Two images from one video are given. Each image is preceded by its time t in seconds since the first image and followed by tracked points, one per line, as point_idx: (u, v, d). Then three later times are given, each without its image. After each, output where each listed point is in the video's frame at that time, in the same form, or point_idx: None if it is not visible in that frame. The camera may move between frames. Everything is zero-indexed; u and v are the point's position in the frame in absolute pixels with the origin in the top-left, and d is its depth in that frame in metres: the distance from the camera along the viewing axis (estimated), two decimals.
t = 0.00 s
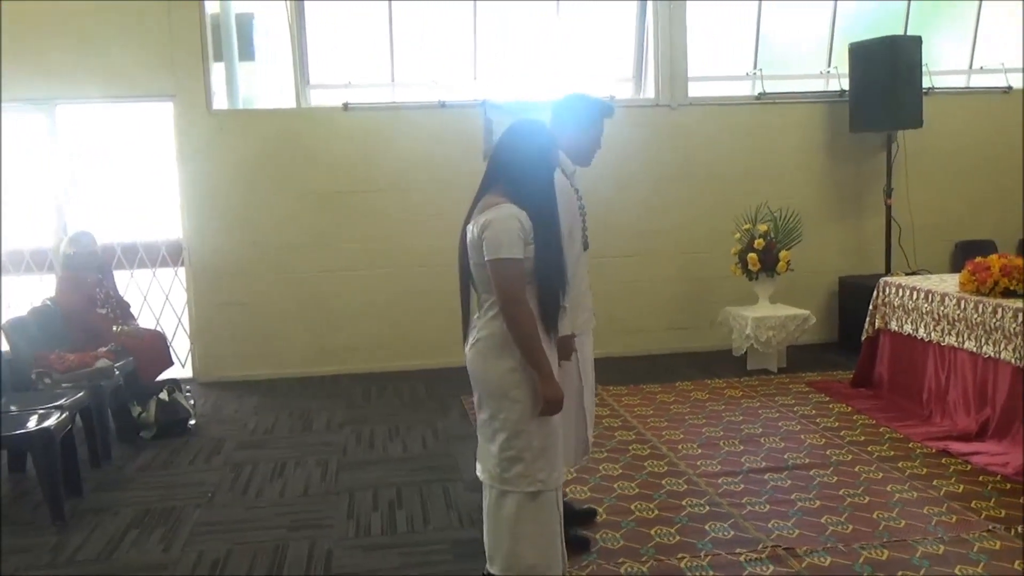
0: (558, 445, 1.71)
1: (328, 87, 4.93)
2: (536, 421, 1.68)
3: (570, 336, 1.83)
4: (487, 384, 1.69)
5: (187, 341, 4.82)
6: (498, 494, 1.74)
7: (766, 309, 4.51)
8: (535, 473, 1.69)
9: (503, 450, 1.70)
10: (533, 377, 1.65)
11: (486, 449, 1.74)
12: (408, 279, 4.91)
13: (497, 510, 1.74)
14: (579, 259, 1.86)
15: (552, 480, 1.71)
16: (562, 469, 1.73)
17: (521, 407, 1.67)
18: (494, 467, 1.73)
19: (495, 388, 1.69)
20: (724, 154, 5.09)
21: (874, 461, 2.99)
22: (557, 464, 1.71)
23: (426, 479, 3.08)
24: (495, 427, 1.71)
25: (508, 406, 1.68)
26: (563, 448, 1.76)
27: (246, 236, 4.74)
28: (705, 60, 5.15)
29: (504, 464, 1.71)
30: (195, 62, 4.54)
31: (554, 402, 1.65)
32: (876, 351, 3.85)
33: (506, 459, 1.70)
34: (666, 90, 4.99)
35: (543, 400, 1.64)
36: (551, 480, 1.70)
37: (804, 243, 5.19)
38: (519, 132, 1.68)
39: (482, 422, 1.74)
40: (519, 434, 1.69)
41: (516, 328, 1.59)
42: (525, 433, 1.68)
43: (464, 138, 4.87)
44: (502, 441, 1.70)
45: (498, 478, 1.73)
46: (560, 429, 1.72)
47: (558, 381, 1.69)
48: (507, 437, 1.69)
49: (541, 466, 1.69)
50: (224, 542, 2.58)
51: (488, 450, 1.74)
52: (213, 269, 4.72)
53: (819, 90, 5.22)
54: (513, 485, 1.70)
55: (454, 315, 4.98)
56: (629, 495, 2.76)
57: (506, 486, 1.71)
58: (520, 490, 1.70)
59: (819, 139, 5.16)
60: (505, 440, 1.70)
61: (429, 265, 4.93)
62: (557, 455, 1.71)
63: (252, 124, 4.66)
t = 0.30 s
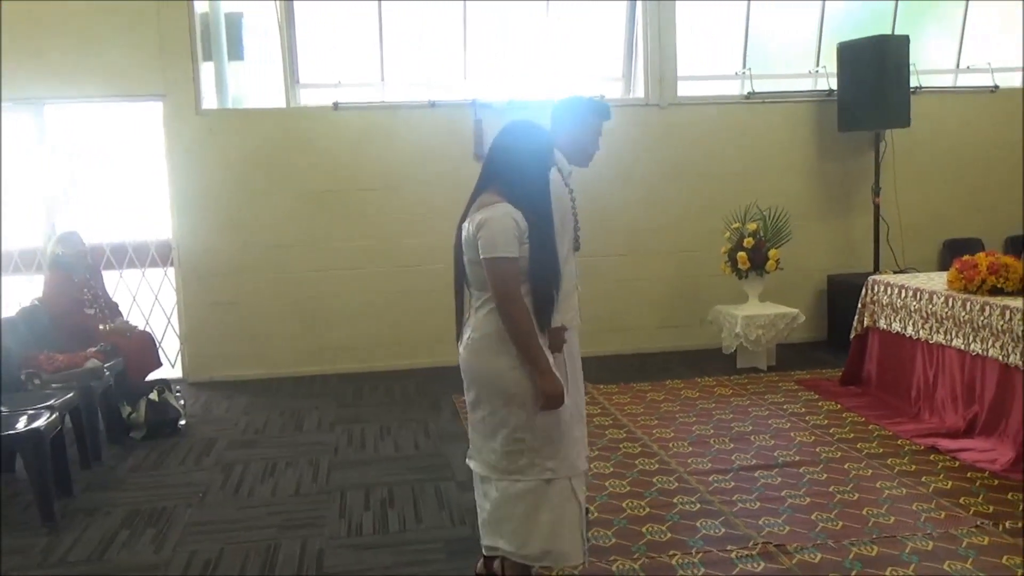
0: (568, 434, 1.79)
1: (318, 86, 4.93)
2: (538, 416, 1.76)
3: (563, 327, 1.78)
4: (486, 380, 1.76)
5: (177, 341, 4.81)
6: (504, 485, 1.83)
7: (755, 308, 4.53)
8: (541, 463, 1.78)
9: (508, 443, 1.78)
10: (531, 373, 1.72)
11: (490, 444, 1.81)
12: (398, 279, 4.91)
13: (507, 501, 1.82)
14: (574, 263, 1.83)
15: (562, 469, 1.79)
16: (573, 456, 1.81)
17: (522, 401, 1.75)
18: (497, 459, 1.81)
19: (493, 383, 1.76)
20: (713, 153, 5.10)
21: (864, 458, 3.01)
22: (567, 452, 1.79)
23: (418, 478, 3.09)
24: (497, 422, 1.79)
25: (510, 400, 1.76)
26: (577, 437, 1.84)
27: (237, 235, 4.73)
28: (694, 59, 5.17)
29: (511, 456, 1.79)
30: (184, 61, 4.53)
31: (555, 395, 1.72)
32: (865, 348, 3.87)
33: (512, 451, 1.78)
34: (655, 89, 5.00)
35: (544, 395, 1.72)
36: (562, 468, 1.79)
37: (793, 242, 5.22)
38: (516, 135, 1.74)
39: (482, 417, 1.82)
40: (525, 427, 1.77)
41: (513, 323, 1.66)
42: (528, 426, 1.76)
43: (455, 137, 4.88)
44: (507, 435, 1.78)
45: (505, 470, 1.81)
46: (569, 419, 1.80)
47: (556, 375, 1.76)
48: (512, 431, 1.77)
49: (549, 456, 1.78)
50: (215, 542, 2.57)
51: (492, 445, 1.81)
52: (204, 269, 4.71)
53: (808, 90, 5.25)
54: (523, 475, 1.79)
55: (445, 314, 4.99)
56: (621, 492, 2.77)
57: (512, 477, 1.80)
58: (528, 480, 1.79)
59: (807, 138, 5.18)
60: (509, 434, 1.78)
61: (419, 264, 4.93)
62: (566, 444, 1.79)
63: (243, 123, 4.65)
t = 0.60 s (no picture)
0: (571, 432, 1.83)
1: (304, 85, 4.92)
2: (546, 412, 1.79)
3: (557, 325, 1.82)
4: (492, 378, 1.78)
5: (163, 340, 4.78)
6: (515, 485, 1.83)
7: (742, 306, 4.55)
8: (552, 459, 1.81)
9: (517, 442, 1.80)
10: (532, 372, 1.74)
11: (498, 444, 1.83)
12: (386, 278, 4.91)
13: (516, 500, 1.84)
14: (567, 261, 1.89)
15: (569, 466, 1.82)
16: (579, 454, 1.85)
17: (527, 400, 1.78)
18: (506, 459, 1.83)
19: (499, 381, 1.78)
20: (700, 152, 5.12)
21: (850, 454, 3.02)
22: (572, 448, 1.83)
23: (407, 476, 3.09)
24: (503, 421, 1.81)
25: (515, 399, 1.78)
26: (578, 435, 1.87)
27: (224, 233, 4.71)
28: (681, 57, 5.18)
29: (519, 455, 1.81)
30: (169, 59, 4.51)
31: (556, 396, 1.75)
32: (852, 346, 3.89)
33: (521, 450, 1.80)
34: (643, 88, 5.00)
35: (541, 395, 1.74)
36: (569, 466, 1.82)
37: (780, 239, 5.24)
38: (516, 134, 1.75)
39: (488, 418, 1.83)
40: (531, 425, 1.79)
41: (517, 322, 1.68)
42: (534, 424, 1.79)
43: (443, 136, 4.88)
44: (514, 433, 1.80)
45: (512, 470, 1.82)
46: (572, 416, 1.84)
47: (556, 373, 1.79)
48: (520, 430, 1.79)
49: (557, 453, 1.81)
50: (203, 542, 2.57)
51: (498, 446, 1.83)
52: (190, 268, 4.69)
53: (794, 88, 5.27)
54: (531, 473, 1.81)
55: (433, 313, 4.98)
56: (609, 490, 2.78)
57: (524, 476, 1.82)
58: (541, 478, 1.81)
59: (793, 137, 5.21)
60: (516, 433, 1.80)
61: (408, 263, 4.93)
62: (572, 440, 1.83)
63: (230, 121, 4.64)
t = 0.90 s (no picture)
0: (573, 433, 1.83)
1: (293, 83, 4.90)
2: (550, 411, 1.79)
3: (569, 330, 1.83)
4: (504, 374, 1.79)
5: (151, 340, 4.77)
6: (515, 485, 1.83)
7: (732, 304, 4.56)
8: (553, 460, 1.80)
9: (520, 441, 1.79)
10: (547, 369, 1.75)
11: (502, 442, 1.82)
12: (375, 277, 4.90)
13: (514, 499, 1.83)
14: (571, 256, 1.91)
15: (569, 468, 1.82)
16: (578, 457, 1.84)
17: (537, 398, 1.78)
18: (509, 458, 1.82)
19: (511, 377, 1.78)
20: (690, 151, 5.13)
21: (838, 452, 3.04)
22: (573, 450, 1.82)
23: (398, 475, 3.09)
24: (511, 418, 1.81)
25: (524, 397, 1.78)
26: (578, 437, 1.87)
27: (213, 232, 4.69)
28: (670, 56, 5.19)
29: (521, 455, 1.80)
30: (156, 58, 4.49)
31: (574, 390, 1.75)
32: (840, 344, 3.91)
33: (524, 449, 1.79)
34: (632, 86, 5.01)
35: (557, 390, 1.74)
36: (569, 468, 1.81)
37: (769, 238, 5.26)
38: (517, 134, 1.77)
39: (497, 414, 1.83)
40: (536, 424, 1.79)
41: (532, 321, 1.69)
42: (540, 423, 1.78)
43: (434, 134, 4.87)
44: (520, 432, 1.79)
45: (513, 470, 1.82)
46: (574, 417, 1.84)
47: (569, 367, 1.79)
48: (525, 428, 1.79)
49: (558, 454, 1.80)
50: (192, 542, 2.56)
51: (502, 443, 1.83)
52: (180, 267, 4.67)
53: (782, 87, 5.29)
54: (532, 474, 1.80)
55: (423, 311, 4.98)
56: (600, 488, 2.78)
57: (525, 476, 1.81)
58: (541, 478, 1.80)
59: (782, 135, 5.22)
60: (522, 431, 1.80)
61: (397, 261, 4.92)
62: (573, 442, 1.83)
63: (218, 120, 4.62)
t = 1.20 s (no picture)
0: (569, 432, 1.83)
1: (279, 82, 4.89)
2: (548, 410, 1.80)
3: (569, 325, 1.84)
4: (504, 373, 1.79)
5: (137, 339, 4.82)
6: (513, 485, 1.83)
7: (719, 302, 4.57)
8: (550, 459, 1.80)
9: (518, 440, 1.80)
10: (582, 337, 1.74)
11: (500, 442, 1.82)
12: (362, 276, 4.89)
13: (513, 499, 1.83)
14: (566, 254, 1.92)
15: (565, 467, 1.82)
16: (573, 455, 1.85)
17: (535, 396, 1.78)
18: (507, 458, 1.82)
19: (509, 376, 1.78)
20: (677, 150, 5.14)
21: (825, 450, 3.05)
22: (569, 450, 1.83)
23: (386, 474, 3.08)
24: (508, 418, 1.81)
25: (521, 396, 1.78)
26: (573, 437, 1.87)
27: (200, 231, 4.67)
28: (657, 55, 5.20)
29: (519, 454, 1.80)
30: (141, 56, 4.47)
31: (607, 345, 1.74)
32: (826, 342, 3.92)
33: (521, 449, 1.79)
34: (619, 85, 5.02)
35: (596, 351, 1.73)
36: (566, 466, 1.82)
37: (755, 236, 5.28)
38: (510, 133, 1.78)
39: (494, 414, 1.83)
40: (534, 424, 1.79)
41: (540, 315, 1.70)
42: (538, 422, 1.78)
43: (421, 133, 4.87)
44: (517, 432, 1.80)
45: (512, 469, 1.82)
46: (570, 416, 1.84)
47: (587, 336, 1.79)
48: (522, 428, 1.79)
49: (555, 453, 1.80)
50: (179, 542, 2.54)
51: (500, 442, 1.83)
52: (166, 266, 4.65)
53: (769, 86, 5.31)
54: (530, 473, 1.80)
55: (410, 310, 4.97)
56: (589, 487, 2.78)
57: (523, 476, 1.80)
58: (539, 478, 1.80)
59: (768, 134, 5.24)
60: (519, 431, 1.80)
61: (385, 260, 4.91)
62: (568, 442, 1.83)
63: (204, 119, 4.60)
